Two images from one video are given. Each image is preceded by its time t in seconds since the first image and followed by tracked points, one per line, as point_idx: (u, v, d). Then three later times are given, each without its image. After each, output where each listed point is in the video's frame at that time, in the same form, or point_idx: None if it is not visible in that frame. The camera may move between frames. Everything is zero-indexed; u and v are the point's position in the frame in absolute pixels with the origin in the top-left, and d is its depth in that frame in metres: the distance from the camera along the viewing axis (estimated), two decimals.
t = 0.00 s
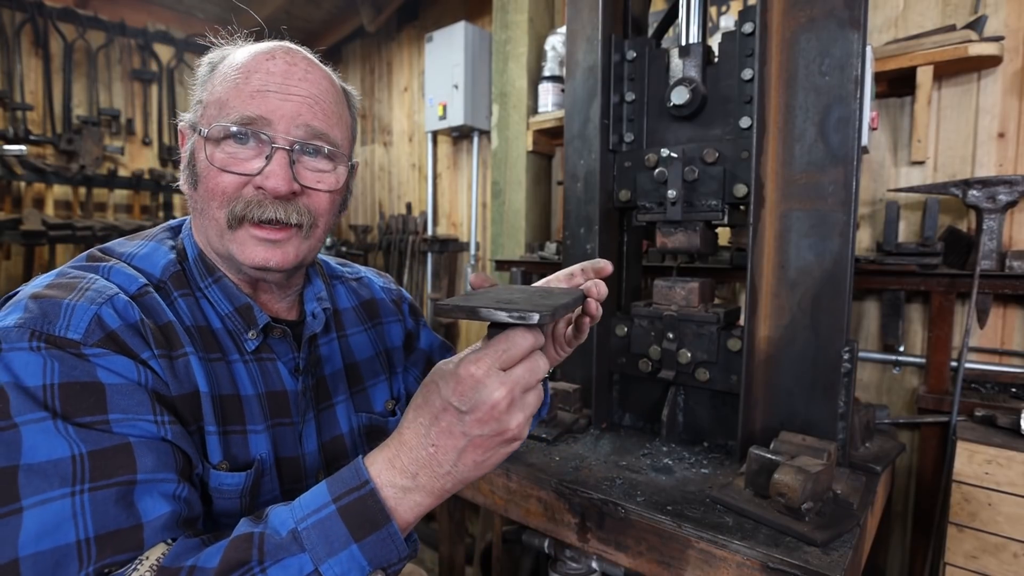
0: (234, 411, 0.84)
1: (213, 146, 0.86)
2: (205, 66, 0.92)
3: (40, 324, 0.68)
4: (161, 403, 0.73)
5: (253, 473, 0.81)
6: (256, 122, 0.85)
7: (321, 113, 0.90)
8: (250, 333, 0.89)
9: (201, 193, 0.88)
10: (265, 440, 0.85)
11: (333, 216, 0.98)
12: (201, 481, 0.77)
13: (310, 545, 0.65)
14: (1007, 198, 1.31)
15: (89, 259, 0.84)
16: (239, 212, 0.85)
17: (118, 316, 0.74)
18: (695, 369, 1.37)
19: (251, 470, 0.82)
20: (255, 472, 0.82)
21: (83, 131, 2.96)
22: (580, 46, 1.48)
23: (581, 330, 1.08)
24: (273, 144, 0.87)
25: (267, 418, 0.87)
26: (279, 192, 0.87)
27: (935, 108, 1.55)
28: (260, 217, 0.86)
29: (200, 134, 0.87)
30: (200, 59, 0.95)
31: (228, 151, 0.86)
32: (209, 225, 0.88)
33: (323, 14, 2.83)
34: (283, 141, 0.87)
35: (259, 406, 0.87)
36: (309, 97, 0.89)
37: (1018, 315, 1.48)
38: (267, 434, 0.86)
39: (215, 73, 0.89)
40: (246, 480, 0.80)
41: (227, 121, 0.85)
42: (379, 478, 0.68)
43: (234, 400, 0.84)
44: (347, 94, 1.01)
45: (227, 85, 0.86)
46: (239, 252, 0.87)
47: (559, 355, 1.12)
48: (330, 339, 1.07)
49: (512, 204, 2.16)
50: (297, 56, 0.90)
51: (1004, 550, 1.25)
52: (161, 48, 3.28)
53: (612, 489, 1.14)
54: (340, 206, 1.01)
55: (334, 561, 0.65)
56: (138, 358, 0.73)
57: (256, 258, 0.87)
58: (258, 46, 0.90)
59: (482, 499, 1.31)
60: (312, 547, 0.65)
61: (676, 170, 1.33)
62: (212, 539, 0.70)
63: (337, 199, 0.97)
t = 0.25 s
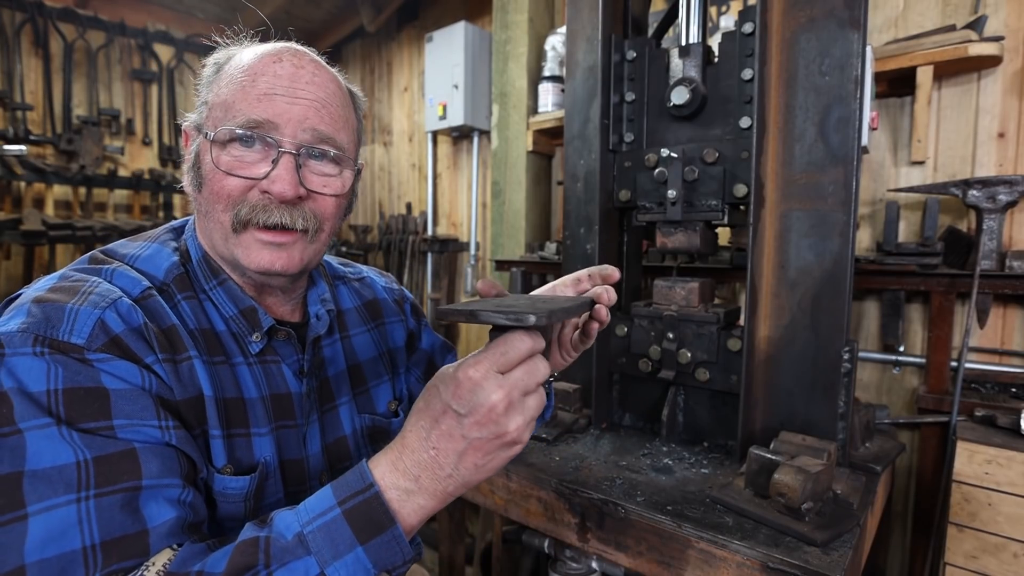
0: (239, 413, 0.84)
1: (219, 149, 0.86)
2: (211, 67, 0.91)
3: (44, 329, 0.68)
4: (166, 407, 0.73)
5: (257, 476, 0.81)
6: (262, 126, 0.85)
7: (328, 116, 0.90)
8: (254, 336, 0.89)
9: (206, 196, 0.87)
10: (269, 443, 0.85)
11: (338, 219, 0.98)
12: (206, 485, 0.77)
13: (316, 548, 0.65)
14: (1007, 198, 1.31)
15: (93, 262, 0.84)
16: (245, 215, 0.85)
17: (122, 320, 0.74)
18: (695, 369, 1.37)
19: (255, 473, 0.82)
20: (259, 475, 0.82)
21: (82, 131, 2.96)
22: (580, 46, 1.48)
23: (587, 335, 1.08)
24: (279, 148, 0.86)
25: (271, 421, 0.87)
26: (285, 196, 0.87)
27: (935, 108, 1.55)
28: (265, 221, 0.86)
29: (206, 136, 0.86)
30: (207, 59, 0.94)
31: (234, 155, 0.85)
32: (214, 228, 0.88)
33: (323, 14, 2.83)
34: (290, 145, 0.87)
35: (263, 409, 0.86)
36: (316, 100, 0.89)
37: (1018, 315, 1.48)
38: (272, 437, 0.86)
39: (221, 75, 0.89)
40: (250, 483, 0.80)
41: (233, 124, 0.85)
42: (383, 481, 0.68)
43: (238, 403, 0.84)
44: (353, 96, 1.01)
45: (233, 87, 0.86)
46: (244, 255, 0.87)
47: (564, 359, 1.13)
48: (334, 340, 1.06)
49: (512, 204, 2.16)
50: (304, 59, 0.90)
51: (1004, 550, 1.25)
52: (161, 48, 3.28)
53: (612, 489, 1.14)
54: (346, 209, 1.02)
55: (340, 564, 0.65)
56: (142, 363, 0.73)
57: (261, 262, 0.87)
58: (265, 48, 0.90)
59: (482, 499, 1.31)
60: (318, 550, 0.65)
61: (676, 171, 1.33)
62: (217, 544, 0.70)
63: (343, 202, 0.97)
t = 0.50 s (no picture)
0: (242, 414, 0.84)
1: (225, 152, 0.85)
2: (216, 68, 0.91)
3: (47, 330, 0.68)
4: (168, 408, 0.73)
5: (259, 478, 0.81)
6: (268, 128, 0.85)
7: (333, 119, 0.90)
8: (257, 336, 0.89)
9: (212, 198, 0.87)
10: (271, 444, 0.85)
11: (342, 220, 0.98)
12: (208, 486, 0.77)
13: (317, 549, 0.65)
14: (1007, 198, 1.31)
15: (95, 262, 0.84)
16: (251, 218, 0.85)
17: (125, 321, 0.74)
18: (695, 369, 1.37)
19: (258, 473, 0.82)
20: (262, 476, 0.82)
21: (82, 131, 2.96)
22: (580, 46, 1.48)
23: (592, 333, 1.08)
24: (285, 150, 0.86)
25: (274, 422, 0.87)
26: (291, 199, 0.87)
27: (935, 108, 1.55)
28: (271, 223, 0.86)
29: (212, 138, 0.86)
30: (211, 60, 0.94)
31: (240, 157, 0.85)
32: (220, 230, 0.88)
33: (323, 14, 2.83)
34: (296, 148, 0.87)
35: (265, 410, 0.87)
36: (322, 102, 0.89)
37: (1018, 315, 1.48)
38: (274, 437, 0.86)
39: (226, 77, 0.88)
40: (253, 483, 0.80)
41: (239, 126, 0.85)
42: (385, 479, 0.68)
43: (241, 404, 0.84)
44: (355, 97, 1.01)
45: (239, 89, 0.86)
46: (250, 258, 0.87)
47: (568, 357, 1.14)
48: (335, 340, 1.06)
49: (512, 204, 2.16)
50: (310, 61, 0.90)
51: (1004, 550, 1.25)
52: (161, 48, 3.28)
53: (612, 489, 1.14)
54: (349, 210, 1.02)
55: (342, 565, 0.66)
56: (145, 364, 0.73)
57: (267, 265, 0.87)
58: (270, 50, 0.90)
59: (482, 499, 1.31)
60: (319, 550, 0.65)
61: (676, 171, 1.33)
62: (219, 545, 0.70)
63: (346, 204, 0.97)
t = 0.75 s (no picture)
0: (241, 414, 0.84)
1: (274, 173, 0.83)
2: (232, 73, 0.84)
3: (46, 330, 0.68)
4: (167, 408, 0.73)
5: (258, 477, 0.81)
6: (318, 147, 0.84)
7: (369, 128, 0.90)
8: (256, 337, 0.89)
9: (253, 215, 0.85)
10: (270, 443, 0.85)
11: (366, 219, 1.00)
12: (207, 485, 0.77)
13: (317, 546, 0.65)
14: (1007, 198, 1.31)
15: (94, 263, 0.84)
16: (306, 235, 0.86)
17: (124, 321, 0.74)
18: (695, 369, 1.37)
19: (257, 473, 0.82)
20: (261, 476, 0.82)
21: (82, 131, 2.96)
22: (580, 46, 1.48)
23: (597, 333, 1.08)
24: (333, 167, 0.86)
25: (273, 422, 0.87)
26: (342, 213, 0.88)
27: (935, 108, 1.55)
28: (324, 238, 0.88)
29: (255, 158, 0.83)
30: (221, 61, 0.86)
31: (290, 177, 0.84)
32: (264, 246, 0.87)
33: (323, 13, 2.83)
34: (343, 164, 0.86)
35: (265, 409, 0.87)
36: (360, 114, 0.88)
37: (1018, 315, 1.48)
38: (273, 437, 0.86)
39: (252, 86, 0.83)
40: (252, 483, 0.80)
41: (288, 147, 0.82)
42: (384, 477, 0.68)
43: (240, 404, 0.84)
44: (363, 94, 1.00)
45: (280, 106, 0.82)
46: (298, 270, 0.88)
47: (571, 358, 1.13)
48: (335, 341, 1.06)
49: (512, 204, 2.16)
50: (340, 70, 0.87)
51: (1004, 550, 1.25)
52: (161, 48, 3.28)
53: (612, 488, 1.14)
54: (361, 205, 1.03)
55: (341, 562, 0.65)
56: (144, 364, 0.73)
57: (315, 276, 0.89)
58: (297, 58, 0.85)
59: (482, 499, 1.31)
60: (318, 548, 0.65)
61: (676, 170, 1.33)
62: (219, 544, 0.70)
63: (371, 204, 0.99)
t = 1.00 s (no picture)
0: (242, 413, 0.84)
1: (228, 148, 0.85)
2: (218, 66, 0.92)
3: (47, 329, 0.68)
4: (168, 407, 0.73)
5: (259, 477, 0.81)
6: (272, 124, 0.85)
7: (337, 117, 0.90)
8: (256, 336, 0.89)
9: (214, 194, 0.87)
10: (271, 443, 0.85)
11: (345, 218, 0.98)
12: (207, 484, 0.77)
13: (318, 546, 0.65)
14: (1007, 198, 1.31)
15: (95, 262, 0.84)
16: (254, 214, 0.85)
17: (125, 320, 0.74)
18: (695, 369, 1.37)
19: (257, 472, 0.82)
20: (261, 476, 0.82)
21: (82, 130, 2.96)
22: (580, 46, 1.48)
23: (599, 333, 1.08)
24: (288, 147, 0.86)
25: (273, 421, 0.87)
26: (294, 195, 0.87)
27: (935, 108, 1.55)
28: (273, 220, 0.86)
29: (216, 135, 0.86)
30: (214, 59, 0.94)
31: (243, 153, 0.85)
32: (221, 226, 0.87)
33: (323, 14, 2.83)
34: (299, 145, 0.87)
35: (265, 409, 0.86)
36: (326, 101, 0.89)
37: (1018, 315, 1.48)
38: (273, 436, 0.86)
39: (229, 74, 0.89)
40: (253, 482, 0.80)
41: (242, 123, 0.85)
42: (385, 478, 0.68)
43: (240, 403, 0.84)
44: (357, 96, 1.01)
45: (243, 87, 0.86)
46: (251, 254, 0.87)
47: (572, 359, 1.13)
48: (335, 340, 1.06)
49: (512, 204, 2.16)
50: (313, 60, 0.90)
51: (1004, 550, 1.25)
52: (161, 48, 3.28)
53: (612, 489, 1.14)
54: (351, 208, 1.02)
55: (342, 563, 0.65)
56: (145, 363, 0.73)
57: (268, 260, 0.87)
58: (273, 48, 0.90)
59: (482, 499, 1.31)
60: (320, 548, 0.65)
61: (676, 170, 1.33)
62: (219, 544, 0.70)
63: (349, 202, 0.97)
